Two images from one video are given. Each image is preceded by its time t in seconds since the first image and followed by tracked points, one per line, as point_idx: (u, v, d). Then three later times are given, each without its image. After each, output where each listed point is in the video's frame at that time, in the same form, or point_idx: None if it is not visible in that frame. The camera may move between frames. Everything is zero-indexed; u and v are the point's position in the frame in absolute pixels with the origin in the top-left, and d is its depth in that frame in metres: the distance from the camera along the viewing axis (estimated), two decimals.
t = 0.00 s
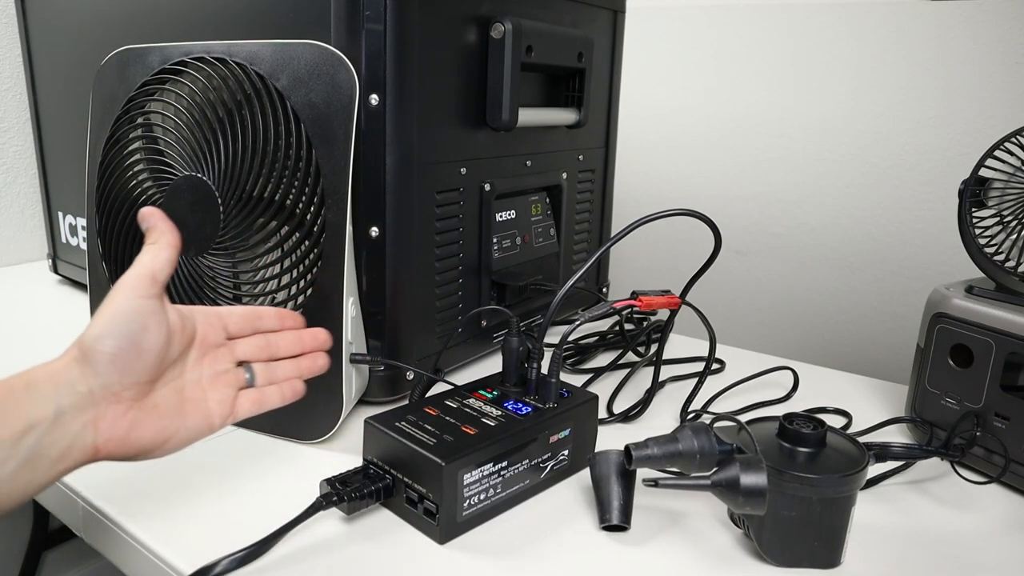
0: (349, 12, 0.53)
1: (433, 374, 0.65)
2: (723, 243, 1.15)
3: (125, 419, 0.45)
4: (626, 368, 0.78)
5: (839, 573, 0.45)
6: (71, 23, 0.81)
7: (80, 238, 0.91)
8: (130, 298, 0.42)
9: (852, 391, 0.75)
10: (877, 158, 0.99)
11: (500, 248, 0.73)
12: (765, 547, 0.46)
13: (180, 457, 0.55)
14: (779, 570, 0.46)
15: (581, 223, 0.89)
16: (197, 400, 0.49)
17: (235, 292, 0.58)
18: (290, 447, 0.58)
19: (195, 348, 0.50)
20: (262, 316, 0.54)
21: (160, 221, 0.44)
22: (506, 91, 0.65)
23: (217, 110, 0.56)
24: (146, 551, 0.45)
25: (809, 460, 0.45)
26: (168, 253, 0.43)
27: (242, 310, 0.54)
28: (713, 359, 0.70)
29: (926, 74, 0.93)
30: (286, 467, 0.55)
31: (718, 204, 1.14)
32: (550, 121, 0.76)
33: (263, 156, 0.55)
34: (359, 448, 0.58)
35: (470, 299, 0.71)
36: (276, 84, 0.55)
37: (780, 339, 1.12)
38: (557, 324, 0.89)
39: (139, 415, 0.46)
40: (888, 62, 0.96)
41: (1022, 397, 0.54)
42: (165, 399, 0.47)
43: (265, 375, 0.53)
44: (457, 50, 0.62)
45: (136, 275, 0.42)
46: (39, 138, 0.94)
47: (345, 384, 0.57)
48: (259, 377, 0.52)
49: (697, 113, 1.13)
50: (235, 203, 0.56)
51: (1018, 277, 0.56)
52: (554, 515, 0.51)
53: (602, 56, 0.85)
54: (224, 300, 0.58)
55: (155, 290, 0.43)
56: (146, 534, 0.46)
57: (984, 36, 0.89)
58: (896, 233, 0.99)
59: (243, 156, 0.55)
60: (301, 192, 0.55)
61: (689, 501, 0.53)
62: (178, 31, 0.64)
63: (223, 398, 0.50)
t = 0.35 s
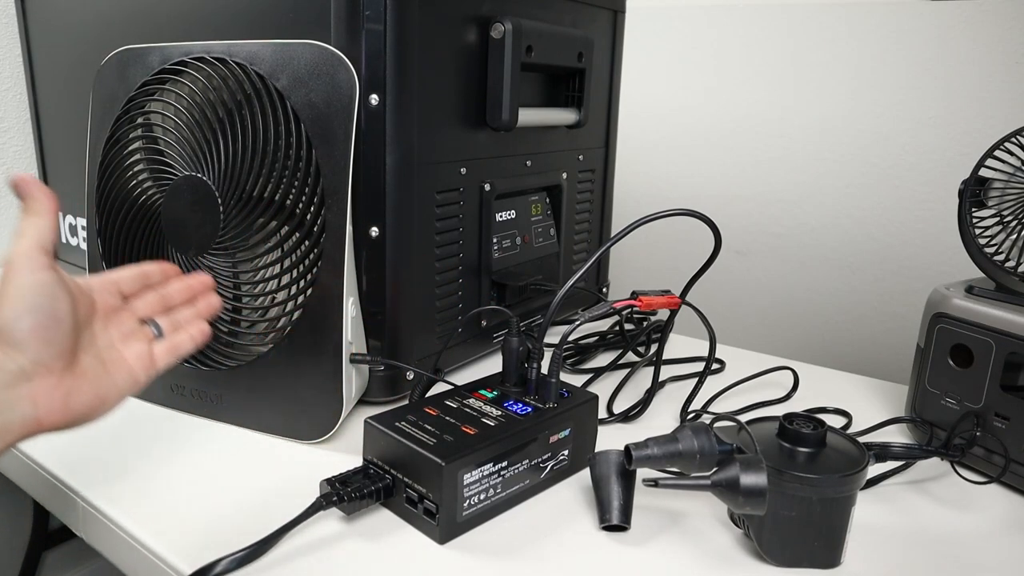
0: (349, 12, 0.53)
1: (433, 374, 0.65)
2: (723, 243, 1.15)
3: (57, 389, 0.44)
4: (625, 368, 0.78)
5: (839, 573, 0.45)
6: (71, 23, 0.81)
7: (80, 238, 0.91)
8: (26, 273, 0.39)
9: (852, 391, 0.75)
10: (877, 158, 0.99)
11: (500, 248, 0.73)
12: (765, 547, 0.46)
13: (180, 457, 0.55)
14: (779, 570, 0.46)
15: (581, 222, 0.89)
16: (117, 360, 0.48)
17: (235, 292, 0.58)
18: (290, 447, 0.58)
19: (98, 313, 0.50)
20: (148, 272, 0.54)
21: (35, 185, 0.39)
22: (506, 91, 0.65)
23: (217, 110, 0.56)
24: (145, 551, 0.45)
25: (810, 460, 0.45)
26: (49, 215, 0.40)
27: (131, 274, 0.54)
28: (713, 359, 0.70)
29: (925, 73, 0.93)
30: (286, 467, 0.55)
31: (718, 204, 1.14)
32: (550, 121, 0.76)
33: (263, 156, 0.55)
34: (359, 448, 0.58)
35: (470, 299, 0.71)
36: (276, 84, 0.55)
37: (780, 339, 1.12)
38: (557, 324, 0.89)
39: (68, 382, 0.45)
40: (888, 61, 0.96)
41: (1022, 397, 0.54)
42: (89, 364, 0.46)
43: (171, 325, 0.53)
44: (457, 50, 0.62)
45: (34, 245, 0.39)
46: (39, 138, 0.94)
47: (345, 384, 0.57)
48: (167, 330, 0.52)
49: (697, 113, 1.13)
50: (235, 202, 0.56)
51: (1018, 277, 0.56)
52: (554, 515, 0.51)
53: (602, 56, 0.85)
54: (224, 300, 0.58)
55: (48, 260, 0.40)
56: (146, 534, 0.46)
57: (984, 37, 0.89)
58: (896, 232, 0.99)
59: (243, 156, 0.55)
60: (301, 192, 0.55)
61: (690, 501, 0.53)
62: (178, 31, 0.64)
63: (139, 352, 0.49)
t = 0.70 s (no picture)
0: (349, 12, 0.53)
1: (433, 374, 0.65)
2: (723, 243, 1.15)
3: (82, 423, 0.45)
4: (626, 368, 0.78)
5: (839, 573, 0.45)
6: (72, 23, 0.81)
7: (81, 238, 0.91)
8: (97, 352, 0.35)
9: (852, 391, 0.75)
10: (877, 158, 0.99)
11: (500, 248, 0.73)
12: (765, 547, 0.46)
13: (180, 457, 0.55)
14: (779, 570, 0.46)
15: (581, 222, 0.89)
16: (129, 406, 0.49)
17: (235, 292, 0.58)
18: (290, 447, 0.58)
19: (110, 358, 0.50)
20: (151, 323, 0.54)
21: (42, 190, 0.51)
22: (506, 91, 0.65)
23: (217, 110, 0.56)
24: (144, 551, 0.45)
25: (810, 460, 0.45)
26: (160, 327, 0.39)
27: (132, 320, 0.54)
28: (713, 359, 0.70)
29: (925, 73, 0.93)
30: (286, 467, 0.55)
31: (718, 204, 1.14)
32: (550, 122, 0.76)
33: (263, 156, 0.55)
34: (359, 448, 0.58)
35: (470, 299, 0.71)
36: (276, 84, 0.55)
37: (780, 339, 1.12)
38: (557, 324, 0.89)
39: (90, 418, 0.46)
40: (888, 61, 0.96)
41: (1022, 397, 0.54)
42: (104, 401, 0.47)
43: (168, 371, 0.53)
44: (457, 50, 0.62)
45: (131, 357, 0.35)
46: (38, 138, 0.94)
47: (345, 385, 0.57)
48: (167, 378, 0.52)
49: (697, 113, 1.13)
50: (235, 202, 0.56)
51: (1018, 277, 0.56)
52: (554, 515, 0.51)
53: (602, 56, 0.85)
54: (224, 301, 0.58)
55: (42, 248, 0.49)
56: (146, 535, 0.46)
57: (984, 37, 0.89)
58: (896, 232, 0.99)
59: (243, 156, 0.55)
60: (301, 192, 0.55)
61: (690, 501, 0.53)
62: (178, 31, 0.64)
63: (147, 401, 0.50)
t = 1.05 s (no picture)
0: (349, 12, 0.53)
1: (433, 374, 0.65)
2: (723, 243, 1.15)
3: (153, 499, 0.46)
4: (626, 368, 0.78)
5: (839, 573, 0.45)
6: (71, 24, 0.81)
7: (80, 238, 0.91)
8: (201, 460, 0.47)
9: (852, 391, 0.75)
10: (877, 158, 0.99)
11: (500, 248, 0.73)
12: (765, 547, 0.46)
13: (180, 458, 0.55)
14: (779, 570, 0.46)
15: (581, 222, 0.89)
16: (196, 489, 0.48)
17: (235, 292, 0.58)
18: (290, 447, 0.58)
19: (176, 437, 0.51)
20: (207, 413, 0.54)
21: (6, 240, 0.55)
22: (506, 91, 0.65)
23: (217, 110, 0.56)
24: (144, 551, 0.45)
25: (810, 460, 0.45)
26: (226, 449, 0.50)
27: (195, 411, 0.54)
28: (713, 359, 0.70)
29: (925, 73, 0.93)
30: (287, 467, 0.55)
31: (718, 204, 1.14)
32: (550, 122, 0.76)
33: (263, 156, 0.55)
34: (360, 448, 0.58)
35: (470, 299, 0.71)
36: (276, 84, 0.54)
37: (780, 339, 1.12)
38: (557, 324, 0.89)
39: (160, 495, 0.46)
40: (888, 61, 0.96)
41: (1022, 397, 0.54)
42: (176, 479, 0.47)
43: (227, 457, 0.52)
44: (457, 50, 0.62)
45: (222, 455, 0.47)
46: (38, 138, 0.94)
47: (345, 385, 0.57)
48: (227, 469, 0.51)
49: (697, 113, 1.13)
50: (235, 202, 0.56)
51: (1018, 277, 0.56)
52: (555, 515, 0.51)
53: (602, 56, 0.85)
54: (224, 301, 0.58)
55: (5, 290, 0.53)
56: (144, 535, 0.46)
57: (984, 37, 0.89)
58: (896, 232, 0.99)
59: (243, 156, 0.55)
60: (301, 192, 0.55)
61: (690, 501, 0.53)
62: (178, 32, 0.65)
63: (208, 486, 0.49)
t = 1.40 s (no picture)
0: (349, 12, 0.53)
1: (433, 374, 0.65)
2: (723, 243, 1.15)
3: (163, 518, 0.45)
4: (626, 368, 0.78)
5: (839, 572, 0.45)
6: (71, 24, 0.81)
7: (80, 238, 0.91)
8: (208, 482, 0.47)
9: (852, 391, 0.75)
10: (877, 158, 0.99)
11: (500, 248, 0.73)
12: (765, 547, 0.46)
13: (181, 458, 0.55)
14: (778, 570, 0.46)
15: (581, 222, 0.89)
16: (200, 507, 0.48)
17: (235, 292, 0.58)
18: (290, 447, 0.58)
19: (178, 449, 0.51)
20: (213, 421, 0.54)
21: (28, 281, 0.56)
22: (506, 91, 0.65)
23: (217, 110, 0.56)
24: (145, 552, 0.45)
25: (809, 460, 0.45)
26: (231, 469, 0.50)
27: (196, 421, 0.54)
28: (713, 359, 0.70)
29: (925, 73, 0.93)
30: (287, 467, 0.55)
31: (718, 204, 1.14)
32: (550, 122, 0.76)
33: (263, 156, 0.55)
34: (360, 448, 0.58)
35: (470, 299, 0.71)
36: (276, 84, 0.54)
37: (780, 339, 1.12)
38: (557, 324, 0.89)
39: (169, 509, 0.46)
40: (888, 61, 0.96)
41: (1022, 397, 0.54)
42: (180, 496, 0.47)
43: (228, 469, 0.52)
44: (457, 50, 0.62)
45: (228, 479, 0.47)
46: (38, 138, 0.94)
47: (346, 385, 0.57)
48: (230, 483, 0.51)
49: (697, 113, 1.13)
50: (235, 202, 0.56)
51: (1018, 277, 0.56)
52: (554, 515, 0.51)
53: (602, 56, 0.85)
54: (224, 301, 0.58)
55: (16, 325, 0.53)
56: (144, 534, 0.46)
57: (984, 37, 0.89)
58: (896, 232, 0.99)
59: (243, 156, 0.55)
60: (301, 192, 0.55)
61: (690, 501, 0.53)
62: (178, 32, 0.65)
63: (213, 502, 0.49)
